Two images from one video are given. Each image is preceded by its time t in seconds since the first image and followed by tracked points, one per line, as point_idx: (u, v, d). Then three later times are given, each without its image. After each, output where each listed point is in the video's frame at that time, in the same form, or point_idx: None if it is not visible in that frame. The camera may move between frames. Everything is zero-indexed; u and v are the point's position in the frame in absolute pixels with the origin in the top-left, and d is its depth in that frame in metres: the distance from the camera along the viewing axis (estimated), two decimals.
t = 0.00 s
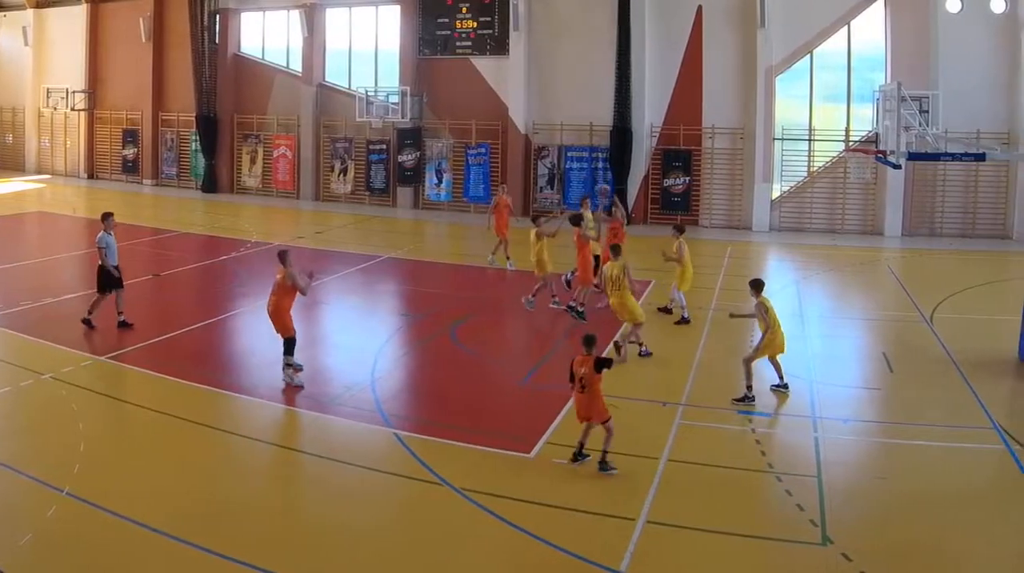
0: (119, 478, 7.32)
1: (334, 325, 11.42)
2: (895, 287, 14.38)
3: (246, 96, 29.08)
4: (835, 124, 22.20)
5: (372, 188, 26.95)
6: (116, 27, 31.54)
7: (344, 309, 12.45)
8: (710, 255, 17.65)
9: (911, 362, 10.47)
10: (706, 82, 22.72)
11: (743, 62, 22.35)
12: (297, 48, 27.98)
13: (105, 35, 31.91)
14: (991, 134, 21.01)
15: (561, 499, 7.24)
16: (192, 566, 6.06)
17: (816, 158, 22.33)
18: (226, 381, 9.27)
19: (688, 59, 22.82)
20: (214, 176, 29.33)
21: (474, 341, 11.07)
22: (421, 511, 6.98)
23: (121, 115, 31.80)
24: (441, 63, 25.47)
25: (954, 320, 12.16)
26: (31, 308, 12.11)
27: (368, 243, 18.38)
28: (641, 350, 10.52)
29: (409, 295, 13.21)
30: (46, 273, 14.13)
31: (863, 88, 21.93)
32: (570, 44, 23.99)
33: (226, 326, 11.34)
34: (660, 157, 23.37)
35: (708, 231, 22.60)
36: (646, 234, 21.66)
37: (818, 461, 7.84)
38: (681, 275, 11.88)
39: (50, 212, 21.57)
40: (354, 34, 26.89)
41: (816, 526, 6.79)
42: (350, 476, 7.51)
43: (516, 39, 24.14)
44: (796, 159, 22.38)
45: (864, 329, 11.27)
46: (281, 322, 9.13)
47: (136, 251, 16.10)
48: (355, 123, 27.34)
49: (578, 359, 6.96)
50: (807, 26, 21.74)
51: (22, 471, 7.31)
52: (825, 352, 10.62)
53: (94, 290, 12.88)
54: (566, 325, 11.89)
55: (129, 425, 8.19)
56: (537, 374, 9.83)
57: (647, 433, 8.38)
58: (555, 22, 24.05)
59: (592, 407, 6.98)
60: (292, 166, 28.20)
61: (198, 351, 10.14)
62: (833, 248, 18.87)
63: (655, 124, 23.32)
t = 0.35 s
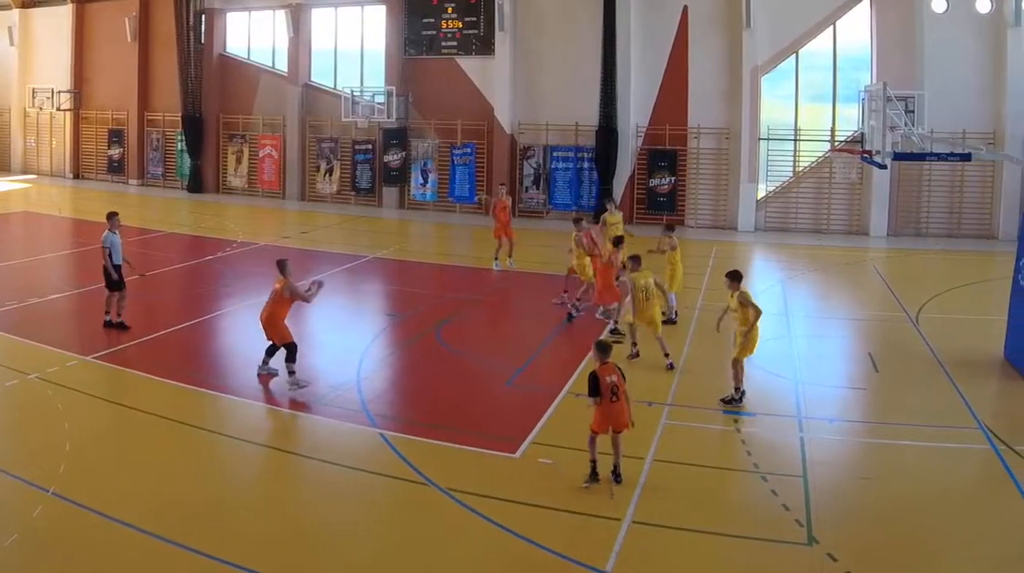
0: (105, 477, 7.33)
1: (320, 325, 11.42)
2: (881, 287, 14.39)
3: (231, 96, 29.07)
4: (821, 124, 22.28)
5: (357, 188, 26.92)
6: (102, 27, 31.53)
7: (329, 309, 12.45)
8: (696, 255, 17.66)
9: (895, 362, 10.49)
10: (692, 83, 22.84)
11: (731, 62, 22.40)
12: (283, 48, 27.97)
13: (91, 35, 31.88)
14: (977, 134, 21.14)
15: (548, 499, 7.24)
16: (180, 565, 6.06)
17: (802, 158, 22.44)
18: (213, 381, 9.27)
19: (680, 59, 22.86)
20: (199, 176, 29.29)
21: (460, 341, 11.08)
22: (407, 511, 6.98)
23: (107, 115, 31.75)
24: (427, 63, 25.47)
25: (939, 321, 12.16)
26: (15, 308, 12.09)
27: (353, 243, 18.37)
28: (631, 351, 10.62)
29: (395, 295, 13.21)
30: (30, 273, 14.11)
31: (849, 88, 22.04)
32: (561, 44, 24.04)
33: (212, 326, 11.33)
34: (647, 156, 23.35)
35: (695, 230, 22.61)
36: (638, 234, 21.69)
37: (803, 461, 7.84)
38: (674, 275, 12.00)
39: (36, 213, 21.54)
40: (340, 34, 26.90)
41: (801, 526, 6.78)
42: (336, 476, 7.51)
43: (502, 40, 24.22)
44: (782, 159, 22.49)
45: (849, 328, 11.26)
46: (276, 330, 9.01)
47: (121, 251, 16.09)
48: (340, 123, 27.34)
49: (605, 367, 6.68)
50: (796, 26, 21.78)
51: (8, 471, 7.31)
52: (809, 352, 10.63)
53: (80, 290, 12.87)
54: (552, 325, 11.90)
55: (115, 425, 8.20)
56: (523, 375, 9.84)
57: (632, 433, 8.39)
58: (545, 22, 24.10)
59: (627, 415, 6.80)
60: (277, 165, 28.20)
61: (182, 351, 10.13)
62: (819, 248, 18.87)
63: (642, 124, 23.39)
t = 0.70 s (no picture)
0: (93, 477, 7.33)
1: (306, 325, 11.42)
2: (868, 287, 14.41)
3: (218, 96, 29.07)
4: (808, 124, 22.31)
5: (344, 188, 26.91)
6: (89, 27, 31.52)
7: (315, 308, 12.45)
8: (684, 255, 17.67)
9: (881, 362, 10.50)
10: (680, 83, 22.86)
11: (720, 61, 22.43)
12: (270, 49, 28.00)
13: (78, 35, 31.88)
14: (964, 134, 21.22)
15: (536, 499, 7.24)
16: (166, 565, 6.06)
17: (789, 158, 22.49)
18: (200, 381, 9.26)
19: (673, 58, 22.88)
20: (186, 176, 29.26)
21: (446, 341, 11.08)
22: (394, 511, 6.98)
23: (94, 115, 31.71)
24: (414, 63, 25.52)
25: (926, 320, 12.18)
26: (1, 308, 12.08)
27: (339, 243, 18.36)
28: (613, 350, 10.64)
29: (382, 295, 13.20)
30: (15, 273, 14.10)
31: (836, 87, 22.05)
32: (553, 44, 24.06)
33: (198, 326, 11.32)
34: (633, 155, 23.48)
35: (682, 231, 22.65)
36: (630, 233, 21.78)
37: (790, 460, 7.85)
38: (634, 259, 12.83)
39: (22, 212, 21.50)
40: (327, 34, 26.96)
41: (788, 526, 6.79)
42: (324, 476, 7.51)
43: (489, 40, 24.29)
44: (768, 159, 22.56)
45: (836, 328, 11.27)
46: (281, 334, 8.77)
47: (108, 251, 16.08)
48: (327, 123, 27.36)
49: (608, 381, 6.30)
50: (784, 25, 21.81)
51: None
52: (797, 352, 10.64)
53: (67, 290, 12.87)
54: (538, 325, 11.91)
55: (104, 426, 8.19)
56: (509, 375, 9.83)
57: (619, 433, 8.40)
58: (536, 22, 24.11)
59: (631, 427, 6.49)
60: (264, 165, 28.19)
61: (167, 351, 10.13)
62: (805, 249, 18.87)
63: (629, 124, 23.46)
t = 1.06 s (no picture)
0: (80, 478, 7.32)
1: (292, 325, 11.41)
2: (855, 287, 14.44)
3: (205, 96, 29.08)
4: (795, 124, 22.61)
5: (331, 188, 26.93)
6: (76, 26, 31.51)
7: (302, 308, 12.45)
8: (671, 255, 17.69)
9: (868, 362, 10.52)
10: (666, 82, 22.94)
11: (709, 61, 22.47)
12: (257, 49, 28.03)
13: (65, 34, 31.87)
14: (951, 135, 21.30)
15: (524, 499, 7.24)
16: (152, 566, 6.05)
17: (776, 158, 22.66)
18: (186, 381, 9.25)
19: (664, 58, 22.89)
20: (173, 175, 29.23)
21: (432, 342, 11.08)
22: (382, 511, 6.97)
23: (81, 114, 31.69)
24: (401, 62, 25.58)
25: (913, 321, 12.19)
26: None
27: (326, 244, 18.34)
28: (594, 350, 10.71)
29: (369, 296, 13.20)
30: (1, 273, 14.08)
31: (823, 88, 22.39)
32: (541, 44, 24.08)
33: (184, 325, 11.31)
34: (620, 156, 23.58)
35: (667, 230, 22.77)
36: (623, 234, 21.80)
37: (777, 460, 7.85)
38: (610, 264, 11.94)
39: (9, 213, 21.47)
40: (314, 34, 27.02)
41: (775, 526, 6.78)
42: (312, 476, 7.51)
43: (476, 39, 24.28)
44: (754, 159, 22.72)
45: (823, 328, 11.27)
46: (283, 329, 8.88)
47: (94, 251, 16.06)
48: (314, 123, 27.37)
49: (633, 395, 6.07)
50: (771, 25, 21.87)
51: None
52: (783, 353, 10.64)
53: (53, 289, 12.85)
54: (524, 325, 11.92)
55: (92, 426, 8.19)
56: (495, 375, 9.83)
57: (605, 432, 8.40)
58: (526, 22, 24.13)
59: (645, 444, 6.30)
60: (250, 165, 28.20)
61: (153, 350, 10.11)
62: (792, 248, 18.88)
63: (615, 124, 23.56)
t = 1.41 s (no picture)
0: (65, 478, 7.32)
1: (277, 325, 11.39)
2: (841, 286, 14.49)
3: (191, 96, 29.11)
4: (780, 124, 22.82)
5: (317, 188, 26.98)
6: (62, 26, 31.50)
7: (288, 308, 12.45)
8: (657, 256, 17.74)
9: (852, 361, 10.54)
10: (652, 82, 22.99)
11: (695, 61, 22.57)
12: (243, 49, 28.07)
13: (50, 34, 31.87)
14: (937, 135, 21.46)
15: (509, 498, 7.24)
16: (136, 566, 6.05)
17: (761, 158, 22.87)
18: (172, 381, 9.25)
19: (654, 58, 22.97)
20: (159, 175, 29.21)
21: (418, 341, 11.09)
22: (367, 511, 6.98)
23: (66, 114, 31.69)
24: (387, 63, 25.62)
25: (899, 320, 12.21)
26: None
27: (312, 243, 18.34)
28: (575, 349, 10.79)
29: (355, 295, 13.20)
30: None
31: (808, 88, 22.58)
32: (528, 43, 24.11)
33: (170, 325, 11.31)
34: (606, 156, 23.59)
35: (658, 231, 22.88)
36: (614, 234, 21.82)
37: (763, 460, 7.86)
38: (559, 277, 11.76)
39: None
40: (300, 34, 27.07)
41: (760, 526, 6.78)
42: (297, 476, 7.51)
43: (461, 40, 24.38)
44: (741, 158, 22.92)
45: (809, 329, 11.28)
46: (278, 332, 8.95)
47: (80, 251, 16.05)
48: (300, 123, 27.43)
49: (638, 401, 5.92)
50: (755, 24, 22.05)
51: None
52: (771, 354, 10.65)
53: (38, 290, 12.84)
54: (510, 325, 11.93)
55: (77, 426, 8.21)
56: (480, 375, 9.83)
57: (590, 432, 8.40)
58: (513, 22, 24.18)
59: (650, 452, 6.12)
60: (237, 165, 28.25)
61: (138, 350, 10.11)
62: (780, 249, 18.93)
63: (601, 124, 23.53)
